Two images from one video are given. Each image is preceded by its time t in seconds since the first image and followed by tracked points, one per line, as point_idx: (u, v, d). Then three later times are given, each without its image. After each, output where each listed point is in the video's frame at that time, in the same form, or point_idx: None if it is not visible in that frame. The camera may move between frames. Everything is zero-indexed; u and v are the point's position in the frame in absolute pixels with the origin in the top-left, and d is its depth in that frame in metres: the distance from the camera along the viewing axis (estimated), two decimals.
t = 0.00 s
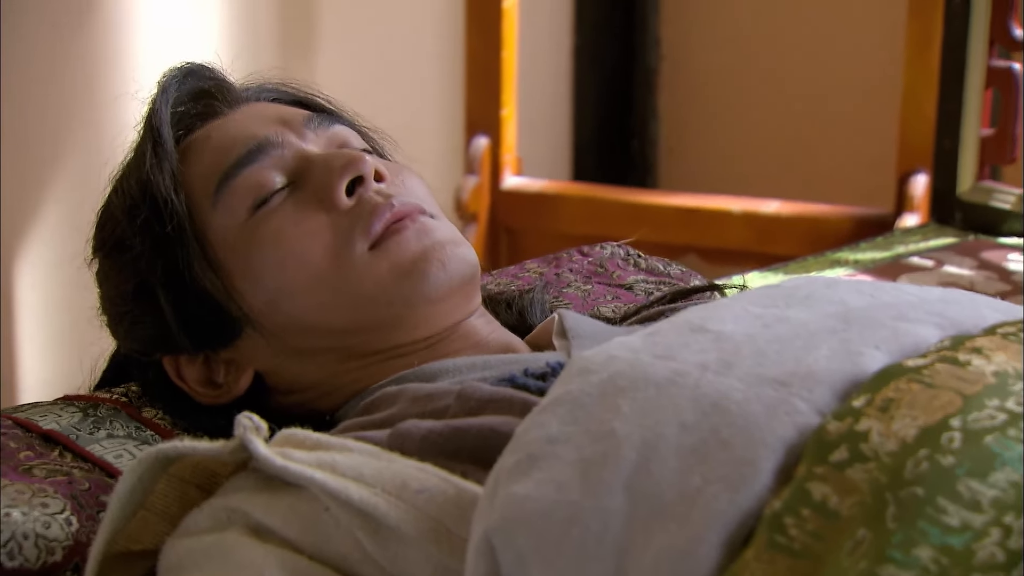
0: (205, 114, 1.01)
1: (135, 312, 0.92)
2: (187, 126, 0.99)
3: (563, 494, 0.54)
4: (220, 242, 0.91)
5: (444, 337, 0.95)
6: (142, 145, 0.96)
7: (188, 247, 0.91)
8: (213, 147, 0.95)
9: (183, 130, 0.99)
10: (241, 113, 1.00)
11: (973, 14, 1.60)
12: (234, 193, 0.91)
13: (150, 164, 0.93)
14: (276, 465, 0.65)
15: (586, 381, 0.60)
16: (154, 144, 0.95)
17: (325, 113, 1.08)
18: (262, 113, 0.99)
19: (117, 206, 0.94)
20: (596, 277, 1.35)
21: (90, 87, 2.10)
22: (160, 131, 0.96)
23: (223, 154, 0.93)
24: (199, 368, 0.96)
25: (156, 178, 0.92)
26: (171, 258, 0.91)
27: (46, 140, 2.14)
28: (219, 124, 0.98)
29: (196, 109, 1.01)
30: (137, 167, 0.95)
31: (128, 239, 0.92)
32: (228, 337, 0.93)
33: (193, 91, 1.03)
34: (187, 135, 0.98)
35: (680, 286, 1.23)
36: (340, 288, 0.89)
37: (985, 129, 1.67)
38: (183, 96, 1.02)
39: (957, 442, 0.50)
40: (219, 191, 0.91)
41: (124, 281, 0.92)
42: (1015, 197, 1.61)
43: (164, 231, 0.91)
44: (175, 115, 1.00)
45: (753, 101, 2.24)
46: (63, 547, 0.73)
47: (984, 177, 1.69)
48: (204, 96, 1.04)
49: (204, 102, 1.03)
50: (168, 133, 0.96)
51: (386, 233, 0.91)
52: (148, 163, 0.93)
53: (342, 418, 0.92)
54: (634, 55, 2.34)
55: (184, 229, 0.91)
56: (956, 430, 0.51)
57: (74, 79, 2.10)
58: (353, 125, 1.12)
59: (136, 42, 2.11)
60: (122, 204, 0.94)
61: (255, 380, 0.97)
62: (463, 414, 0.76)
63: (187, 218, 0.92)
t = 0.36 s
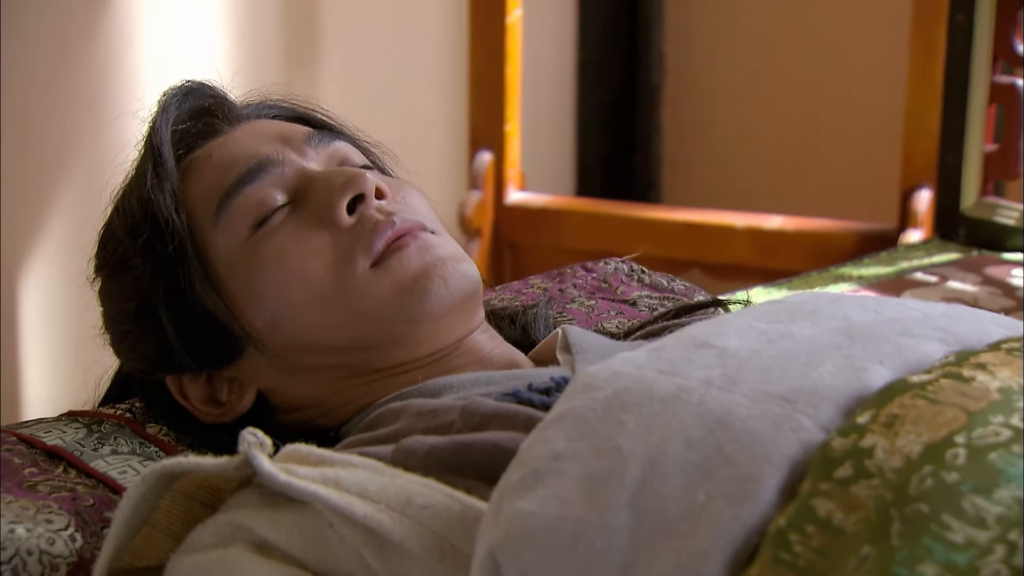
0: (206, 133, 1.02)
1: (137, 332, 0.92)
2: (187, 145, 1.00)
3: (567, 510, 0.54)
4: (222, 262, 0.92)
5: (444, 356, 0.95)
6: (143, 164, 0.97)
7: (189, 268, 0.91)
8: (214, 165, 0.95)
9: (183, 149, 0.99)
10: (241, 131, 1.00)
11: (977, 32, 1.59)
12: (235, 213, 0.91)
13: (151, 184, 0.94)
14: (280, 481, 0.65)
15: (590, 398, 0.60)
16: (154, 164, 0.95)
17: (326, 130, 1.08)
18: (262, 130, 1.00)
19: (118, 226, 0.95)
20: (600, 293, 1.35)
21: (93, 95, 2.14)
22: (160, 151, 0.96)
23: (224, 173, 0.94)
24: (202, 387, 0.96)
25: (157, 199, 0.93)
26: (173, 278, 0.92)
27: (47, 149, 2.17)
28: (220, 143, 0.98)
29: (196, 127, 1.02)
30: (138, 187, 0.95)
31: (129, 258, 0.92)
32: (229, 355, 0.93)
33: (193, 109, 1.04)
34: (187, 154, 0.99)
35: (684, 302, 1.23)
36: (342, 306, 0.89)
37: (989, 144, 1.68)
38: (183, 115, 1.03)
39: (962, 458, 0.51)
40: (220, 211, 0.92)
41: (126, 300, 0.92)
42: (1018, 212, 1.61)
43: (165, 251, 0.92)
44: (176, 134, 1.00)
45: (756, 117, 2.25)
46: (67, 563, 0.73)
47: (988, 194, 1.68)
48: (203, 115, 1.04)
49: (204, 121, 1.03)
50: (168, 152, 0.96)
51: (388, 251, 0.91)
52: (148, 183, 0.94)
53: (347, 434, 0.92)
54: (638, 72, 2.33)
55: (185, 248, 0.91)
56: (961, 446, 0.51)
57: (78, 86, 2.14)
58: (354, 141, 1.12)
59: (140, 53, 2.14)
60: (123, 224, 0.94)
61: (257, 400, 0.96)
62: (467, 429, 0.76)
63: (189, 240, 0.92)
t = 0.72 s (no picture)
0: (209, 142, 1.02)
1: (141, 341, 0.92)
2: (191, 154, 1.00)
3: (570, 519, 0.54)
4: (225, 271, 0.92)
5: (448, 364, 0.95)
6: (146, 173, 0.97)
7: (192, 276, 0.92)
8: (217, 175, 0.95)
9: (187, 157, 1.00)
10: (245, 140, 1.00)
11: (980, 39, 1.60)
12: (239, 222, 0.92)
13: (154, 193, 0.94)
14: (283, 490, 0.65)
15: (592, 406, 0.60)
16: (158, 172, 0.95)
17: (329, 139, 1.08)
18: (265, 139, 1.00)
19: (121, 235, 0.95)
20: (602, 302, 1.35)
21: (95, 101, 2.18)
22: (164, 159, 0.96)
23: (228, 182, 0.94)
24: (205, 396, 0.96)
25: (161, 207, 0.93)
26: (177, 287, 0.92)
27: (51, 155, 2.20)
28: (224, 152, 0.99)
29: (199, 136, 1.02)
30: (141, 195, 0.95)
31: (133, 267, 0.92)
32: (232, 363, 0.93)
33: (197, 118, 1.04)
34: (191, 163, 0.99)
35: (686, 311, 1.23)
36: (345, 315, 0.89)
37: (992, 153, 1.66)
38: (186, 124, 1.03)
39: (965, 468, 0.51)
40: (224, 221, 0.92)
41: (130, 308, 0.92)
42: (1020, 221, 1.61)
43: (169, 259, 0.92)
44: (180, 143, 1.01)
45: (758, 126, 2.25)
46: (69, 571, 0.73)
47: (990, 202, 1.67)
48: (207, 124, 1.04)
49: (207, 130, 1.03)
50: (172, 160, 0.96)
51: (391, 260, 0.91)
52: (152, 192, 0.94)
53: (349, 443, 0.92)
54: (639, 80, 2.33)
55: (189, 257, 0.91)
56: (963, 456, 0.52)
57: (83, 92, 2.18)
58: (357, 150, 1.12)
59: (143, 62, 2.17)
60: (126, 232, 0.94)
61: (260, 408, 0.97)
62: (470, 438, 0.76)
63: (192, 248, 0.92)
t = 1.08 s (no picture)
0: (211, 143, 1.02)
1: (142, 341, 0.92)
2: (193, 154, 1.01)
3: (571, 520, 0.54)
4: (228, 272, 0.92)
5: (450, 364, 0.95)
6: (149, 173, 0.97)
7: (194, 276, 0.92)
8: (219, 176, 0.95)
9: (189, 158, 1.00)
10: (247, 140, 1.00)
11: (980, 40, 1.61)
12: (240, 222, 0.92)
13: (157, 193, 0.94)
14: (284, 492, 0.65)
15: (592, 407, 0.60)
16: (160, 172, 0.95)
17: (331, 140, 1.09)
18: (267, 140, 1.00)
19: (123, 235, 0.95)
20: (603, 303, 1.35)
21: (94, 103, 2.18)
22: (166, 159, 0.96)
23: (229, 183, 0.94)
24: (206, 396, 0.96)
25: (163, 207, 0.93)
26: (178, 287, 0.92)
27: (52, 155, 2.21)
28: (226, 152, 0.99)
29: (202, 137, 1.02)
30: (144, 195, 0.95)
31: (134, 267, 0.92)
32: (234, 364, 0.93)
33: (199, 119, 1.04)
34: (193, 163, 1.00)
35: (686, 312, 1.23)
36: (347, 316, 0.89)
37: (991, 154, 1.67)
38: (189, 124, 1.03)
39: (965, 469, 0.51)
40: (225, 221, 0.92)
41: (132, 308, 0.92)
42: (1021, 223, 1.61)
43: (170, 259, 0.92)
44: (182, 144, 1.01)
45: (758, 127, 2.26)
46: (70, 573, 0.73)
47: (991, 203, 1.69)
48: (209, 124, 1.04)
49: (210, 131, 1.04)
50: (174, 161, 0.96)
51: (393, 261, 0.91)
52: (154, 192, 0.94)
53: (349, 445, 0.92)
54: (640, 82, 2.33)
55: (190, 257, 0.91)
56: (964, 457, 0.52)
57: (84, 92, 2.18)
58: (358, 151, 1.12)
59: (143, 62, 2.17)
60: (128, 232, 0.94)
61: (261, 409, 0.97)
62: (470, 439, 0.76)
63: (194, 248, 0.92)
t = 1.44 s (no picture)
0: (214, 142, 1.02)
1: (144, 340, 0.93)
2: (195, 154, 1.00)
3: (571, 520, 0.54)
4: (229, 270, 0.92)
5: (451, 364, 0.96)
6: (150, 173, 0.97)
7: (196, 275, 0.91)
8: (221, 175, 0.95)
9: (192, 157, 1.00)
10: (250, 140, 1.00)
11: (980, 42, 1.61)
12: (242, 222, 0.92)
13: (158, 192, 0.94)
14: (284, 492, 0.65)
15: (593, 408, 0.60)
16: (162, 171, 0.95)
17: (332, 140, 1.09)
18: (269, 140, 1.00)
19: (125, 234, 0.95)
20: (603, 304, 1.35)
21: (95, 103, 2.18)
22: (168, 159, 0.96)
23: (231, 183, 0.94)
24: (207, 395, 0.96)
25: (165, 206, 0.93)
26: (179, 286, 0.92)
27: (53, 154, 2.21)
28: (227, 152, 0.99)
29: (204, 136, 1.02)
30: (145, 194, 0.95)
31: (136, 266, 0.93)
32: (234, 363, 0.94)
33: (202, 118, 1.04)
34: (195, 163, 0.99)
35: (687, 312, 1.23)
36: (349, 316, 0.89)
37: (992, 154, 1.67)
38: (191, 124, 1.03)
39: (965, 470, 0.51)
40: (226, 221, 0.92)
41: (134, 308, 0.93)
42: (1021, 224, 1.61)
43: (172, 258, 0.92)
44: (184, 143, 1.01)
45: (758, 128, 2.26)
46: (70, 573, 0.74)
47: (991, 203, 1.69)
48: (212, 123, 1.04)
49: (213, 130, 1.03)
50: (176, 160, 0.96)
51: (395, 260, 0.91)
52: (156, 191, 0.94)
53: (350, 444, 0.93)
54: (640, 81, 2.33)
55: (192, 256, 0.91)
56: (964, 458, 0.52)
57: (86, 90, 2.18)
58: (360, 151, 1.12)
59: (143, 63, 2.17)
60: (130, 232, 0.94)
61: (262, 408, 0.97)
62: (471, 440, 0.76)
63: (196, 247, 0.92)
